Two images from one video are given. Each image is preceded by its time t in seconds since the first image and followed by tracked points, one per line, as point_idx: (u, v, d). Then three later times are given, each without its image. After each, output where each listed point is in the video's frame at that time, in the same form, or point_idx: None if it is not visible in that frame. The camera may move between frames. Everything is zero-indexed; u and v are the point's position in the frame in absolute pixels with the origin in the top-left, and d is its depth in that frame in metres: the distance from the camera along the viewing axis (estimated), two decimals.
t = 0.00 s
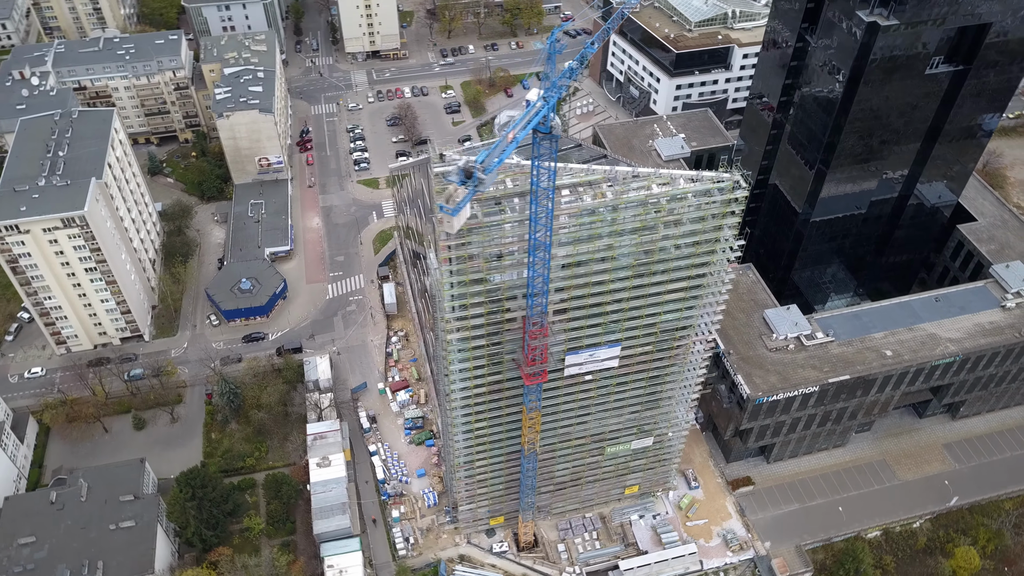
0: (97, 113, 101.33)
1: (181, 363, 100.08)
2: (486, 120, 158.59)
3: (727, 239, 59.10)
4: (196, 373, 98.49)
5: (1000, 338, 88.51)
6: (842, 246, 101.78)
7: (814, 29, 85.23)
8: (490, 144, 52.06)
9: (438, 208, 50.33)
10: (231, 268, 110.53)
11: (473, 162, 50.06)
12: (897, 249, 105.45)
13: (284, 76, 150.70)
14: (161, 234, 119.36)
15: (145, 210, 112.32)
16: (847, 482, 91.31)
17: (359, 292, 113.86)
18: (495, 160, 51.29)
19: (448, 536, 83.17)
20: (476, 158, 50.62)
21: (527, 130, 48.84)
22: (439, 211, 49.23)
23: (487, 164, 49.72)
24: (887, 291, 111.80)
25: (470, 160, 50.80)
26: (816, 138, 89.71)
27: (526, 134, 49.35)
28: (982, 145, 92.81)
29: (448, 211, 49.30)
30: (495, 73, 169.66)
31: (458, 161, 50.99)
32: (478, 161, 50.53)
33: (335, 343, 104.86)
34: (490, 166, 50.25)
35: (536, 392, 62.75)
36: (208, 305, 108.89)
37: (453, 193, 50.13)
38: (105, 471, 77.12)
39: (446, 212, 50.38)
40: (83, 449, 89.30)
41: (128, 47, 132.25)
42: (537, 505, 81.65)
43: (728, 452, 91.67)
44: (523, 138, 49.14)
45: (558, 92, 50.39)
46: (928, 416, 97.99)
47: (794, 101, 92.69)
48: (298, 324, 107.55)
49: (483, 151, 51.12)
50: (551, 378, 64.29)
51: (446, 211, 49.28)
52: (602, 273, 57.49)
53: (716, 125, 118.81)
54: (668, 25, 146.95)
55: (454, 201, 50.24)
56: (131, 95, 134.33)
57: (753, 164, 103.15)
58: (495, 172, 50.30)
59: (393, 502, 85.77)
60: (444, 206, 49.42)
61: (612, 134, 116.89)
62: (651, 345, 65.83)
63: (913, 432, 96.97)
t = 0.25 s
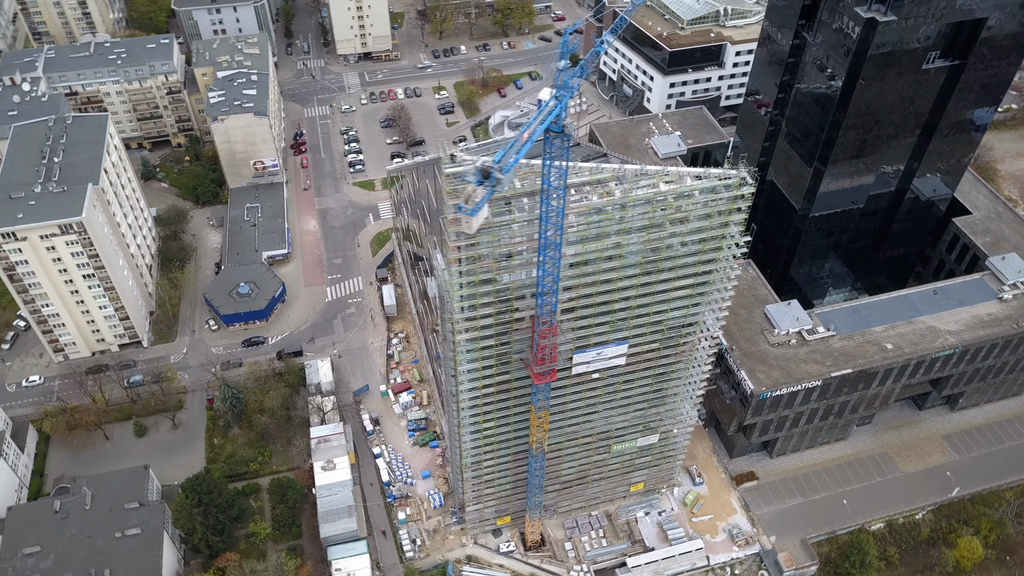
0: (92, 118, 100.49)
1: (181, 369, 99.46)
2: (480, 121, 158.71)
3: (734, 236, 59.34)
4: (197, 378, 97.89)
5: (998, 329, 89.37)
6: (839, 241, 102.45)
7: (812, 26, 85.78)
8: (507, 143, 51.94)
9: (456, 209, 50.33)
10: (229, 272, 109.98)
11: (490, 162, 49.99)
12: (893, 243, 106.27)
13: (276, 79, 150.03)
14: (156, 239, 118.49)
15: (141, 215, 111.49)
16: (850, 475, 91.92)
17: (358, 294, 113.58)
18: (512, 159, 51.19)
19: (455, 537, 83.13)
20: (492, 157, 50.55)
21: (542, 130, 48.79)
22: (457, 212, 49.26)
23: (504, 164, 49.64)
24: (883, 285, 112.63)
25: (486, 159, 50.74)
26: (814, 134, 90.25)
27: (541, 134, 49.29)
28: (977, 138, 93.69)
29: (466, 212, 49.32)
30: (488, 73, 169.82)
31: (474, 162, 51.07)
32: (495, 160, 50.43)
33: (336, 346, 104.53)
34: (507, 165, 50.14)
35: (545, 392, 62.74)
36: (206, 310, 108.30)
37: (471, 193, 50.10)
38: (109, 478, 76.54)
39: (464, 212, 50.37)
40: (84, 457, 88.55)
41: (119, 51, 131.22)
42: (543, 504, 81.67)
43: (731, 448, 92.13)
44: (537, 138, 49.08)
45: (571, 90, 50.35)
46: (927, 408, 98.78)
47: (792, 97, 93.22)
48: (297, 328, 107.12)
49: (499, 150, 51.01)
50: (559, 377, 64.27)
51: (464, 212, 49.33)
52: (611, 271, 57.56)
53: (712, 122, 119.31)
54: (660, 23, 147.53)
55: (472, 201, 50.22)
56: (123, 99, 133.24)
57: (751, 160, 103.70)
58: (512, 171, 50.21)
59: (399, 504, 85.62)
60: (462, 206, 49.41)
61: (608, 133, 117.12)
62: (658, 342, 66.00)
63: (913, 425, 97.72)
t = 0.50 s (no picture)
0: (86, 123, 99.72)
1: (182, 375, 98.88)
2: (474, 121, 158.84)
3: (740, 232, 59.59)
4: (198, 384, 97.33)
5: (996, 321, 90.21)
6: (837, 236, 103.12)
7: (809, 22, 86.56)
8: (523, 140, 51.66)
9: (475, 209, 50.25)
10: (227, 276, 109.42)
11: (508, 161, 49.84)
12: (889, 237, 107.06)
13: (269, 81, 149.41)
14: (152, 244, 117.68)
15: (137, 220, 110.66)
16: (852, 468, 92.52)
17: (357, 297, 113.34)
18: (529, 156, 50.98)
19: (462, 537, 83.13)
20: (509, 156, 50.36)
21: (557, 129, 48.58)
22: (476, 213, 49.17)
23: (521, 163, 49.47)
24: (880, 279, 113.47)
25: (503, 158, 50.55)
26: (813, 130, 90.77)
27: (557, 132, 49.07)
28: (972, 132, 94.56)
29: (486, 212, 49.23)
30: (481, 73, 169.94)
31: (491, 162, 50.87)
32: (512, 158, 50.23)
33: (336, 348, 104.23)
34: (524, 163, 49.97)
35: (553, 390, 62.75)
36: (205, 315, 107.69)
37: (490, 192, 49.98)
38: (113, 486, 75.97)
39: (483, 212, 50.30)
40: (85, 465, 87.84)
41: (111, 56, 130.37)
42: (550, 503, 81.74)
43: (734, 443, 92.63)
44: (553, 136, 48.87)
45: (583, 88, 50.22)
46: (927, 400, 99.57)
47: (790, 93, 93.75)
48: (297, 331, 106.73)
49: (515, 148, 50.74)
50: (567, 375, 64.30)
51: (484, 212, 49.25)
52: (619, 269, 57.66)
53: (707, 119, 119.86)
54: (653, 22, 148.26)
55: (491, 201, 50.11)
56: (115, 104, 132.21)
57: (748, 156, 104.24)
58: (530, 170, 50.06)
59: (405, 505, 85.48)
60: (482, 207, 49.30)
61: (605, 131, 117.64)
62: (664, 339, 66.17)
63: (913, 417, 98.46)
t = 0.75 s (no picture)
0: (81, 129, 98.90)
1: (182, 380, 98.27)
2: (467, 122, 158.91)
3: (746, 228, 59.90)
4: (198, 390, 96.76)
5: (993, 312, 91.10)
6: (834, 230, 103.81)
7: (805, 19, 87.42)
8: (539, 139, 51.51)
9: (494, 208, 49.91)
10: (224, 281, 108.83)
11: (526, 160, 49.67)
12: (885, 231, 107.89)
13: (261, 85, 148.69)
14: (147, 250, 116.81)
15: (132, 226, 109.82)
16: (854, 461, 93.19)
17: (355, 299, 113.06)
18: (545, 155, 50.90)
19: (468, 538, 83.10)
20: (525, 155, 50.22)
21: (572, 126, 48.65)
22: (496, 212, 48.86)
23: (539, 160, 49.35)
24: (876, 272, 114.34)
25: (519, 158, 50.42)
26: (811, 125, 91.30)
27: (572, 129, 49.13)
28: (966, 126, 95.43)
29: (505, 212, 48.91)
30: (473, 74, 169.99)
31: (507, 161, 50.64)
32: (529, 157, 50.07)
33: (337, 351, 103.94)
34: (541, 161, 49.86)
35: (561, 389, 62.85)
36: (203, 320, 107.01)
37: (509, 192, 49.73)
38: (118, 493, 75.41)
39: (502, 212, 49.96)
40: (86, 474, 87.06)
41: (101, 61, 129.33)
42: (556, 502, 81.82)
43: (737, 439, 93.13)
44: (568, 134, 48.91)
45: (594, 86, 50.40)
46: (925, 392, 100.43)
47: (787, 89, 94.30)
48: (297, 335, 106.29)
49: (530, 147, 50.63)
50: (574, 374, 64.39)
51: (503, 211, 48.92)
52: (626, 267, 57.84)
53: (701, 117, 120.43)
54: (645, 20, 148.97)
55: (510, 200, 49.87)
56: (107, 110, 131.04)
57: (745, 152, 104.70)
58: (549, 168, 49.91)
59: (410, 507, 85.33)
60: (501, 206, 48.98)
61: (600, 130, 118.19)
62: (670, 336, 66.45)
63: (912, 408, 99.27)
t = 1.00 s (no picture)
0: (73, 135, 97.99)
1: (181, 387, 97.57)
2: (459, 122, 158.96)
3: (750, 223, 60.27)
4: (197, 396, 96.13)
5: (989, 302, 92.09)
6: (829, 225, 104.55)
7: (800, 15, 87.59)
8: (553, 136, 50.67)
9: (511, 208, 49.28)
10: (221, 286, 108.18)
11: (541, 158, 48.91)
12: (879, 225, 108.80)
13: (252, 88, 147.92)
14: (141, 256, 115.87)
15: (126, 232, 108.93)
16: (854, 453, 93.93)
17: (353, 302, 112.75)
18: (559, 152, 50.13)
19: (474, 538, 83.06)
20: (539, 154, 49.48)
21: (584, 123, 47.89)
22: (512, 212, 48.33)
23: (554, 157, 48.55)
24: (870, 266, 115.26)
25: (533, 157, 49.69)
26: (807, 120, 91.95)
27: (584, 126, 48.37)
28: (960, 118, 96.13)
29: (522, 211, 48.26)
30: (464, 74, 170.03)
31: (522, 159, 49.99)
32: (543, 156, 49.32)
33: (336, 354, 103.62)
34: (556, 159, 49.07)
35: (568, 387, 62.93)
36: (200, 326, 106.27)
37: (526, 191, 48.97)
38: (121, 502, 74.81)
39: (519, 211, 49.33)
40: (87, 483, 86.27)
41: (90, 66, 128.30)
42: (562, 500, 81.94)
43: (738, 433, 93.64)
44: (581, 131, 48.14)
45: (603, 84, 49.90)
46: (922, 383, 101.40)
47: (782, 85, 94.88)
48: (295, 338, 105.83)
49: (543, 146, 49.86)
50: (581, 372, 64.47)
51: (519, 211, 48.29)
52: (633, 264, 58.03)
53: (694, 114, 121.13)
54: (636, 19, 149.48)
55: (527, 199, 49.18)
56: (97, 115, 129.83)
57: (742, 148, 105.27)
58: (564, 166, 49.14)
59: (415, 509, 85.21)
60: (518, 205, 48.33)
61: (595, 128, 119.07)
62: (675, 332, 66.75)
63: (910, 399, 100.19)
